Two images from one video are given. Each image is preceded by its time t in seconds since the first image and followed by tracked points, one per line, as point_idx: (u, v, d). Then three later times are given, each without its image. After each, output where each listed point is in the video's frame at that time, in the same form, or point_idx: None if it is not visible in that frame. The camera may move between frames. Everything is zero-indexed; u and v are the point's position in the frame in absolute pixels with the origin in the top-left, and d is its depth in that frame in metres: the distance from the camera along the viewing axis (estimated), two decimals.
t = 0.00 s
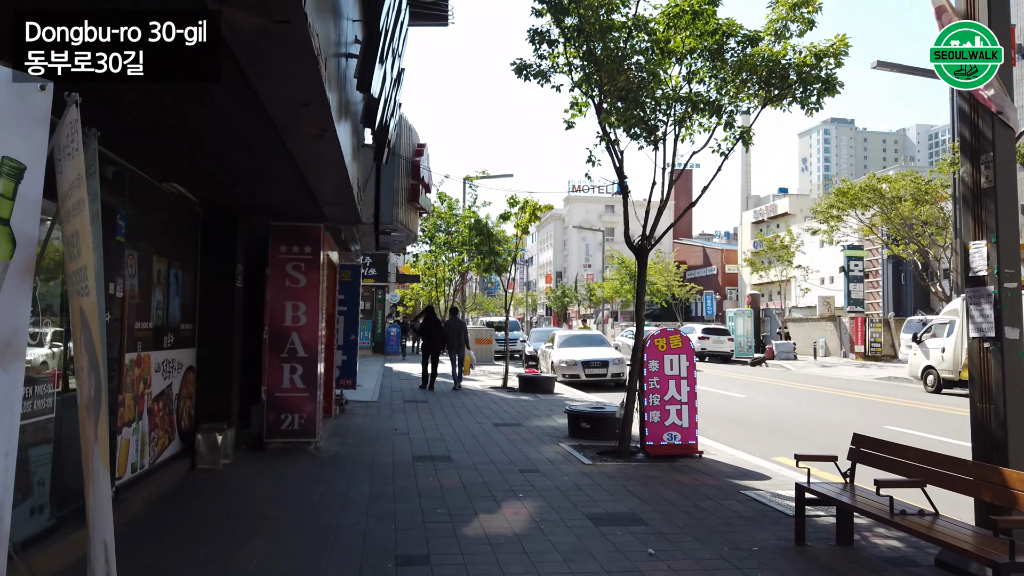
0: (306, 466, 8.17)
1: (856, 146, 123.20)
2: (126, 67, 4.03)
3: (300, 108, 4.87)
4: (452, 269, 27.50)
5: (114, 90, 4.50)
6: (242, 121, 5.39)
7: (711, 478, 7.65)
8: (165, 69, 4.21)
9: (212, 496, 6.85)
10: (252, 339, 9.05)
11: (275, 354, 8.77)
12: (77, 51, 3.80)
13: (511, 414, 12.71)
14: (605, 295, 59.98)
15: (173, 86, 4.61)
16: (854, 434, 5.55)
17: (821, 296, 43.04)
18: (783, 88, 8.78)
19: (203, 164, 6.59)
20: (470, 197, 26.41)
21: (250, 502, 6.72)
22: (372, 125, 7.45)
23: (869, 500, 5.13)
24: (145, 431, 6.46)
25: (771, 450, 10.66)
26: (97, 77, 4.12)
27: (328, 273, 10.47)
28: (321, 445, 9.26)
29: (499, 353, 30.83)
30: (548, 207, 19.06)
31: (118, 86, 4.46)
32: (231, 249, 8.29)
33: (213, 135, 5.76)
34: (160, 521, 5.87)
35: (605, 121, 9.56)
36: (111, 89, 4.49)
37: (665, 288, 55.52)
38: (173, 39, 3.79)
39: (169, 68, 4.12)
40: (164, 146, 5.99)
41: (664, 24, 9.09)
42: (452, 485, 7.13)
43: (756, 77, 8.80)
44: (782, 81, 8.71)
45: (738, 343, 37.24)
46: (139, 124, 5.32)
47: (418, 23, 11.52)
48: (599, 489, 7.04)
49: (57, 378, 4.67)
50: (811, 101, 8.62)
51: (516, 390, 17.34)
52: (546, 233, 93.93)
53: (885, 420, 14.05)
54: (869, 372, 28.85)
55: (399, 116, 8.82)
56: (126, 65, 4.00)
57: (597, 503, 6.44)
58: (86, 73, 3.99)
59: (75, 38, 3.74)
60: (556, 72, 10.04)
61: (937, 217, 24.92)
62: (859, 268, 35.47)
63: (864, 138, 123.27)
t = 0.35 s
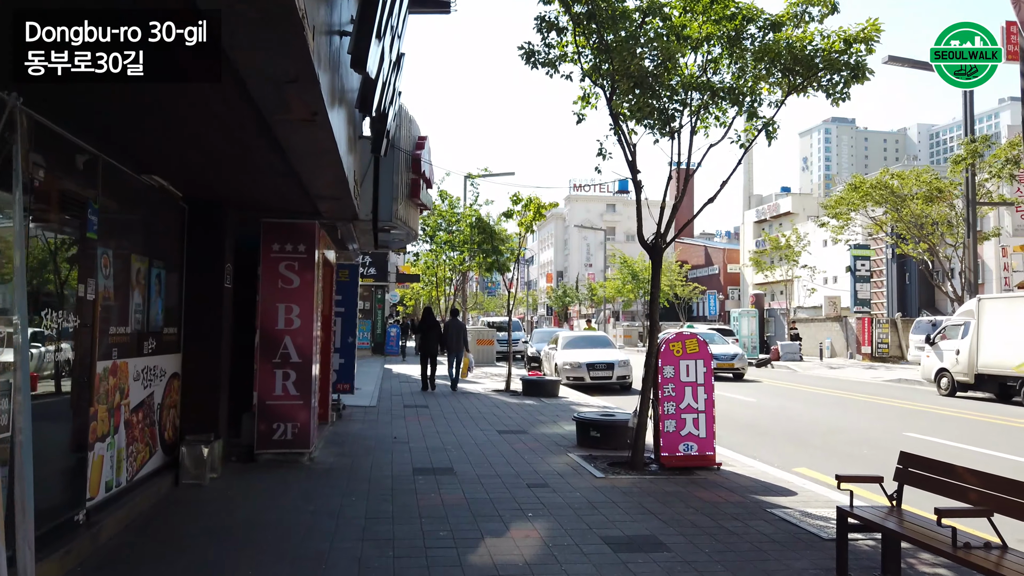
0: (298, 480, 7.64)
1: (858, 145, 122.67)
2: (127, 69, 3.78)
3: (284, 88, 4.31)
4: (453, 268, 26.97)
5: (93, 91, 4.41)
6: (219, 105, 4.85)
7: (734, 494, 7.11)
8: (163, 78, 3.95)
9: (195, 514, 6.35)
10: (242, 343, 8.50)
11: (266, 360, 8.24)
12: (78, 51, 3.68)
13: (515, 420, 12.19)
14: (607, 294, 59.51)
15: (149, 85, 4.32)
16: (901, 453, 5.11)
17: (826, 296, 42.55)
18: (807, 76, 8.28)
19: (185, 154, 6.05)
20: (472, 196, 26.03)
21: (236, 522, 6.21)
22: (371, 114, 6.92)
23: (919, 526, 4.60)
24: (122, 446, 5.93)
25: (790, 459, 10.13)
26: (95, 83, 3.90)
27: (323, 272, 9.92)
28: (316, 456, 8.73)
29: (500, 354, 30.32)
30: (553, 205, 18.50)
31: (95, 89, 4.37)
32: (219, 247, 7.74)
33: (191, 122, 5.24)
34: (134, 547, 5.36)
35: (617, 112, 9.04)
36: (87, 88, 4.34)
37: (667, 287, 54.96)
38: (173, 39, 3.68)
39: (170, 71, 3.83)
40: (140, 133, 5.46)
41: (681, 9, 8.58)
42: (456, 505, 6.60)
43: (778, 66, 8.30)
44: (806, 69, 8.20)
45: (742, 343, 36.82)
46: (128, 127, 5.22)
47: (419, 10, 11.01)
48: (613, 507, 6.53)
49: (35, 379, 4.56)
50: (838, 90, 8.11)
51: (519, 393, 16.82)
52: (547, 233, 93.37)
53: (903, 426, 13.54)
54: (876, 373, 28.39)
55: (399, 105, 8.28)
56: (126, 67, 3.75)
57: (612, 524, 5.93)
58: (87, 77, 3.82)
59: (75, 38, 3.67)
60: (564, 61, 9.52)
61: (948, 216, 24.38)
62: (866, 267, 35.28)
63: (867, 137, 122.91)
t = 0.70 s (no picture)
0: (286, 490, 7.15)
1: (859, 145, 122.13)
2: (127, 68, 4.01)
3: (253, 53, 3.78)
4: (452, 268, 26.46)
5: (84, 92, 4.44)
6: (195, 96, 4.67)
7: (753, 507, 6.63)
8: (166, 73, 4.19)
9: (173, 528, 5.88)
10: (226, 344, 8.00)
11: (252, 362, 7.74)
12: (78, 51, 3.87)
13: (517, 423, 11.69)
14: (608, 294, 58.92)
15: (137, 83, 4.30)
16: (949, 463, 4.61)
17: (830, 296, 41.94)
18: (828, 61, 7.79)
19: (159, 141, 5.57)
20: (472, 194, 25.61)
21: (218, 536, 5.75)
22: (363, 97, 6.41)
23: (970, 549, 4.11)
24: (89, 455, 5.45)
25: (806, 466, 9.64)
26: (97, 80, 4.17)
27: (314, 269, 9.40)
28: (306, 463, 8.24)
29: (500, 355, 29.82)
30: (555, 201, 18.00)
31: (85, 90, 4.42)
32: (200, 241, 7.24)
33: (172, 113, 5.06)
34: (101, 566, 4.89)
35: (626, 98, 8.55)
36: (75, 89, 4.35)
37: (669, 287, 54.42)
38: (174, 39, 3.66)
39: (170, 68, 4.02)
40: (108, 116, 4.98)
41: None
42: (454, 518, 6.12)
43: (798, 49, 7.80)
44: (827, 53, 7.73)
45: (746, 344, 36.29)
46: (119, 126, 5.20)
47: None
48: (624, 520, 6.06)
49: (22, 382, 4.43)
50: (862, 74, 7.62)
51: (521, 395, 16.33)
52: (547, 233, 92.87)
53: (919, 429, 13.06)
54: (883, 375, 27.93)
55: (394, 90, 7.78)
56: (126, 65, 3.96)
57: (624, 540, 5.45)
58: (87, 75, 4.07)
59: (75, 38, 3.80)
60: (569, 47, 9.03)
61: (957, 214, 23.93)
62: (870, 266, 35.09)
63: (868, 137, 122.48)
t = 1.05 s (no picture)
0: (272, 508, 6.61)
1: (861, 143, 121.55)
2: (127, 68, 3.64)
3: (227, 23, 3.30)
4: (452, 268, 25.90)
5: (75, 91, 4.30)
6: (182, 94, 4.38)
7: (779, 525, 6.12)
8: (166, 76, 3.83)
9: (148, 550, 5.35)
10: (209, 348, 7.44)
11: (237, 368, 7.21)
12: (77, 51, 3.56)
13: (520, 429, 11.14)
14: (609, 294, 58.30)
15: (135, 86, 4.11)
16: (1015, 489, 4.13)
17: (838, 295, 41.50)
18: (855, 41, 7.22)
19: (128, 126, 5.02)
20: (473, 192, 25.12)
21: (198, 558, 5.25)
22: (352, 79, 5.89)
23: None
24: (48, 474, 4.91)
25: (827, 476, 9.11)
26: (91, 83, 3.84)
27: (305, 269, 8.82)
28: (296, 476, 7.70)
29: (502, 356, 29.28)
30: (557, 196, 17.44)
31: (78, 90, 4.30)
32: (179, 238, 6.68)
33: (148, 110, 4.72)
34: None
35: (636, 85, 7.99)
36: (69, 90, 4.25)
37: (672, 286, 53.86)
38: (174, 39, 3.45)
39: (172, 69, 3.66)
40: (65, 98, 4.42)
41: None
42: (455, 542, 5.59)
43: (824, 31, 7.24)
44: (853, 32, 7.16)
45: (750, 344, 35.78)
46: (104, 125, 4.97)
47: None
48: (642, 544, 5.53)
49: None
50: (890, 58, 7.10)
51: (524, 399, 15.80)
52: (548, 232, 92.27)
53: (940, 434, 12.52)
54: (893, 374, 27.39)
55: (388, 76, 7.24)
56: (126, 66, 3.60)
57: (645, 568, 4.93)
58: (86, 78, 3.69)
59: (74, 38, 3.54)
60: (575, 31, 8.48)
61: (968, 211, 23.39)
62: (877, 265, 34.86)
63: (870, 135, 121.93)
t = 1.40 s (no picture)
0: (263, 527, 6.10)
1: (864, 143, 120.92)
2: (127, 68, 3.88)
3: None
4: (454, 268, 25.36)
5: (89, 99, 4.32)
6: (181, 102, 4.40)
7: (815, 550, 5.59)
8: (166, 77, 4.01)
9: None
10: (196, 354, 6.93)
11: (225, 375, 6.71)
12: (78, 51, 3.76)
13: (526, 437, 10.61)
14: (612, 294, 57.65)
15: (137, 87, 4.13)
16: None
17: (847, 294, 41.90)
18: (892, 24, 6.63)
19: (102, 111, 4.53)
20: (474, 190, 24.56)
21: None
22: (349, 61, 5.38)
23: None
24: (10, 497, 4.38)
25: (854, 489, 8.57)
26: (98, 83, 4.05)
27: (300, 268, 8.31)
28: (289, 491, 7.18)
29: (505, 357, 28.76)
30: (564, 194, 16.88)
31: (91, 95, 4.27)
32: (163, 235, 6.18)
33: (139, 105, 4.45)
34: None
35: (654, 71, 7.47)
36: (77, 94, 4.21)
37: (676, 286, 53.35)
38: (174, 39, 3.50)
39: (169, 69, 3.82)
40: (27, 76, 3.92)
41: None
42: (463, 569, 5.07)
43: (859, 13, 6.70)
44: (891, 14, 6.55)
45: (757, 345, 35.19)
46: (100, 124, 4.76)
47: None
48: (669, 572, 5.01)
49: None
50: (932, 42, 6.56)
51: (529, 403, 15.28)
52: (550, 231, 91.73)
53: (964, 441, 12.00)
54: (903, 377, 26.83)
55: (388, 60, 6.73)
56: (126, 66, 3.84)
57: None
58: (87, 76, 3.95)
59: (75, 38, 3.72)
60: (588, 17, 7.94)
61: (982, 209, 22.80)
62: (886, 265, 34.30)
63: (873, 134, 121.26)
